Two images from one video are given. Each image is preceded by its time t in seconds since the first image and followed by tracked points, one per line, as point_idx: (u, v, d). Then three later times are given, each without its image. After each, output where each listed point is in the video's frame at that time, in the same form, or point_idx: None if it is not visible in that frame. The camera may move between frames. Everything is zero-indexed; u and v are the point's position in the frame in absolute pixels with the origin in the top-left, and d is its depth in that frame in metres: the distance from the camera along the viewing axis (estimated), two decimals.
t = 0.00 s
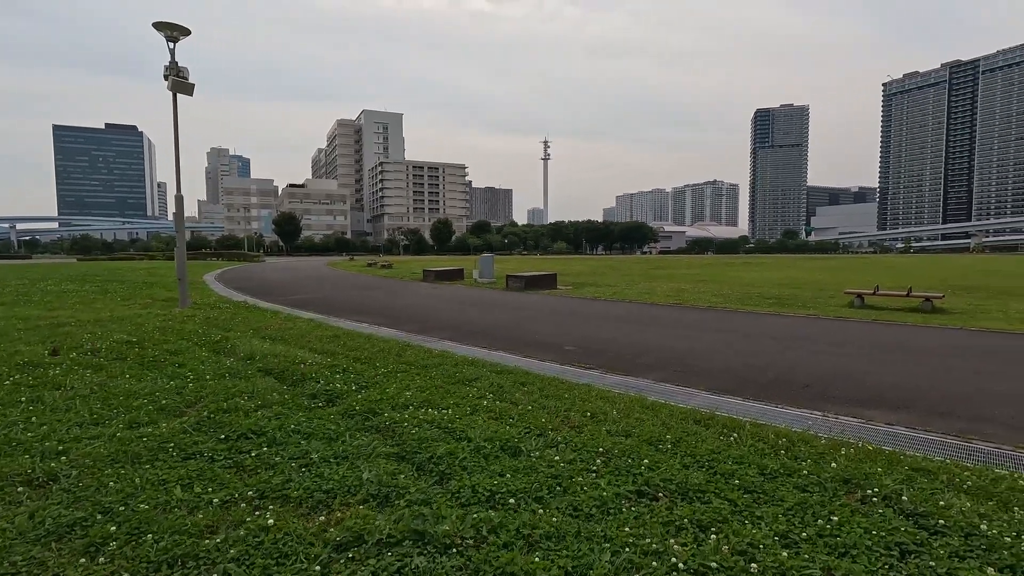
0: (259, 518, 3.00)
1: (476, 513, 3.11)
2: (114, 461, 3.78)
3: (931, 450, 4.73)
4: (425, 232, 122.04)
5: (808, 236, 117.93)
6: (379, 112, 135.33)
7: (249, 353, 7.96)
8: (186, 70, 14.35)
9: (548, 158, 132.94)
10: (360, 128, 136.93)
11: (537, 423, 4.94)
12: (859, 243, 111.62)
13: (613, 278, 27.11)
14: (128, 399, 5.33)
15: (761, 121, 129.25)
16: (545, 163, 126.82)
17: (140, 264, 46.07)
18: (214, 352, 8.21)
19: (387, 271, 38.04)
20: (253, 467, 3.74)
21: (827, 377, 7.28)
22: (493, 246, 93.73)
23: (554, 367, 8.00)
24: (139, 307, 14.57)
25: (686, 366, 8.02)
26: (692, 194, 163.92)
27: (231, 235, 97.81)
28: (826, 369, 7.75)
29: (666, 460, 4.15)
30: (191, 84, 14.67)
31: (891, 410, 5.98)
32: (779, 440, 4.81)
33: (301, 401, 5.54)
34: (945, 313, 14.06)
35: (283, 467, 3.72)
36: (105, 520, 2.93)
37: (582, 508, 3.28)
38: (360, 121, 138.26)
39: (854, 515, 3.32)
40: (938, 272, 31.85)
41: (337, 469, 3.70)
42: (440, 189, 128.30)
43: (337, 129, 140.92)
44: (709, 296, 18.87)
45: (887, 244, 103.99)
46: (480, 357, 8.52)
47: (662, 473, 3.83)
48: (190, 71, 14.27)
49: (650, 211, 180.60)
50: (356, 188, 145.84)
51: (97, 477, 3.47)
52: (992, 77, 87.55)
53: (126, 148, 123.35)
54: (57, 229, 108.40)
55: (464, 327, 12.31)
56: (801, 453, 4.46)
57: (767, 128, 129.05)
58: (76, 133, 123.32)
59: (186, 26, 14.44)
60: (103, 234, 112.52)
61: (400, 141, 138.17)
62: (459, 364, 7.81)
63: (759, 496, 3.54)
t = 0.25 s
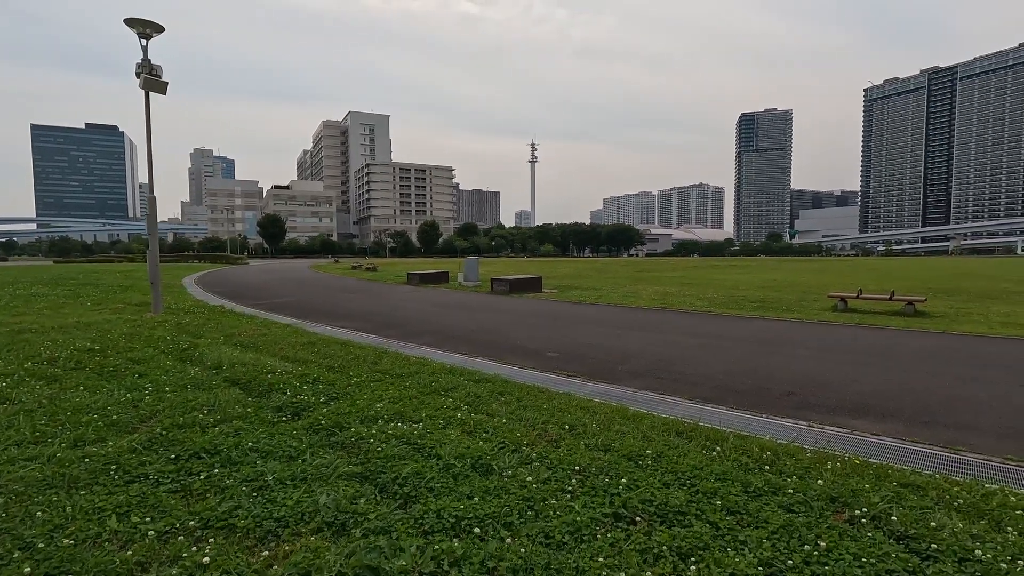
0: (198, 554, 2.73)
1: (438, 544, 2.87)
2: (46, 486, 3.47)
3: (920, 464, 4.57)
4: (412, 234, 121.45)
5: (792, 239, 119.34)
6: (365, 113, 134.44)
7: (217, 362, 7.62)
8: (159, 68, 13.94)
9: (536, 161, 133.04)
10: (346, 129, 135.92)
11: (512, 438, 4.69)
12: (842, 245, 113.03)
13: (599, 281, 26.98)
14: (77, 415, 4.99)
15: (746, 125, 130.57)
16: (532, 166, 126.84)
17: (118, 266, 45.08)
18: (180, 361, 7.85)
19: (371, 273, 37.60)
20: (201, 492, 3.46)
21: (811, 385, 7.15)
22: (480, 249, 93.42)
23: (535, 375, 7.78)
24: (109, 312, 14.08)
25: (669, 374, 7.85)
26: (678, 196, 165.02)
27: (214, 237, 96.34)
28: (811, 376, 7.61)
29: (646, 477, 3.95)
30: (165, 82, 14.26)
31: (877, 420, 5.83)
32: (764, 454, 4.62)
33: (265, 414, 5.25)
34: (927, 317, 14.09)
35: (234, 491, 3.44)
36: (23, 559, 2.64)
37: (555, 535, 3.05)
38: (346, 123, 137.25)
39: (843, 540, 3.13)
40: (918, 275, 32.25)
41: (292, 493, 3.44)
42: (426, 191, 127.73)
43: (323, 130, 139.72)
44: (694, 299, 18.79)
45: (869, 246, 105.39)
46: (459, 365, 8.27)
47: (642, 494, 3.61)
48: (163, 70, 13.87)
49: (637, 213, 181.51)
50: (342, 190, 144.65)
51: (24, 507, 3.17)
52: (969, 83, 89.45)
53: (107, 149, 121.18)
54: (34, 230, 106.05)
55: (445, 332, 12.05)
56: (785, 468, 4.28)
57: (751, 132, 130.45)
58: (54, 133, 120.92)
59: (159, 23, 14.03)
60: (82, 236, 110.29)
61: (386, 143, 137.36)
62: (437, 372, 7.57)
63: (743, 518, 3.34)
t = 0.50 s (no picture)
0: None
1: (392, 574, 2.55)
2: None
3: (918, 475, 4.31)
4: (403, 238, 120.89)
5: (782, 244, 120.11)
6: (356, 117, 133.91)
7: (184, 367, 7.25)
8: (136, 65, 13.55)
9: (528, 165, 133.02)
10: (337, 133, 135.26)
11: (488, 450, 4.38)
12: (831, 249, 113.77)
13: (589, 285, 26.73)
14: (19, 426, 4.62)
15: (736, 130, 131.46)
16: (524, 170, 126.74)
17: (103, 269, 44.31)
18: (146, 367, 7.46)
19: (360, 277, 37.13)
20: (136, 514, 3.13)
21: (803, 390, 6.89)
22: (471, 253, 93.05)
23: (518, 381, 7.49)
24: (82, 316, 13.62)
25: (657, 379, 7.57)
26: (670, 201, 165.62)
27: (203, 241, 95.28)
28: (803, 381, 7.36)
29: (629, 491, 3.65)
30: (142, 80, 13.87)
31: (873, 427, 5.57)
32: (756, 465, 4.35)
33: (226, 424, 4.90)
34: (918, 320, 13.93)
35: (173, 513, 3.11)
36: None
37: (525, 560, 2.76)
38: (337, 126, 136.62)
39: (841, 563, 2.85)
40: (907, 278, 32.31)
41: (238, 515, 3.11)
42: (418, 194, 127.26)
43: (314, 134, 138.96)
44: (685, 303, 18.57)
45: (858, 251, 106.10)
46: (440, 370, 7.96)
47: (624, 512, 3.32)
48: (140, 67, 13.49)
49: (628, 218, 181.96)
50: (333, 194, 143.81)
51: None
52: (955, 90, 90.58)
53: (94, 151, 119.74)
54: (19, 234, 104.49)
55: (429, 337, 11.72)
56: (779, 481, 4.00)
57: (741, 137, 131.32)
58: (41, 135, 119.44)
59: (136, 19, 13.65)
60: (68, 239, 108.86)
61: (378, 147, 136.85)
62: (416, 377, 7.25)
63: (734, 538, 3.07)
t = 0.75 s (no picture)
0: None
1: None
2: None
3: (926, 488, 4.03)
4: (399, 238, 120.52)
5: (778, 244, 120.22)
6: (353, 118, 133.59)
7: (156, 371, 6.92)
8: (117, 60, 13.23)
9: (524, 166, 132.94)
10: (333, 133, 134.88)
11: (467, 462, 4.09)
12: (827, 250, 113.85)
13: (584, 285, 26.47)
14: None
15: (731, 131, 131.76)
16: (520, 171, 126.61)
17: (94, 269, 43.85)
18: (116, 371, 7.13)
19: (353, 277, 36.80)
20: (68, 539, 2.83)
21: (801, 395, 6.62)
22: (468, 253, 92.90)
23: (506, 385, 7.21)
24: (62, 317, 13.25)
25: (650, 383, 7.29)
26: (665, 202, 165.77)
27: (197, 241, 94.65)
28: (800, 384, 7.11)
29: (617, 509, 3.37)
30: (124, 75, 13.54)
31: (876, 435, 5.30)
32: (753, 478, 4.07)
33: (189, 434, 4.59)
34: (917, 321, 13.72)
35: (108, 539, 2.80)
36: None
37: None
38: (333, 126, 136.27)
39: None
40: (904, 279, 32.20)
41: (182, 540, 2.81)
42: (414, 195, 126.94)
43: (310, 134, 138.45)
44: (681, 303, 18.33)
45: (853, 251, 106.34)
46: (425, 374, 7.68)
47: (610, 535, 3.03)
48: (122, 62, 13.15)
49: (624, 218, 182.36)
50: (329, 194, 143.36)
51: None
52: (949, 91, 90.87)
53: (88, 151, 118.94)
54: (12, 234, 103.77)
55: (417, 338, 11.42)
56: (778, 496, 3.72)
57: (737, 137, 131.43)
58: (33, 135, 118.54)
59: (117, 13, 13.32)
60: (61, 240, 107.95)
61: (374, 147, 136.49)
62: (400, 382, 6.96)
63: (729, 564, 2.80)
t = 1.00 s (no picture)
0: None
1: None
2: None
3: (937, 505, 3.81)
4: (398, 237, 120.24)
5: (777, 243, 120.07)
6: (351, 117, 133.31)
7: (134, 377, 6.67)
8: (104, 57, 12.97)
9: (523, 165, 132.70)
10: (332, 132, 134.57)
11: (450, 479, 3.85)
12: (827, 249, 113.69)
13: (582, 285, 26.22)
14: None
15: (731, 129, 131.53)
16: (519, 170, 126.41)
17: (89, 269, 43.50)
18: (93, 378, 6.87)
19: (350, 277, 36.54)
20: (7, 572, 2.59)
21: (804, 402, 6.38)
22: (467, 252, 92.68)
23: (497, 391, 6.97)
24: (49, 319, 12.99)
25: (647, 389, 7.05)
26: (665, 200, 165.49)
27: (195, 240, 94.31)
28: (801, 390, 6.88)
29: (607, 533, 3.14)
30: (112, 72, 13.25)
31: (882, 446, 5.06)
32: (753, 495, 3.83)
33: (158, 447, 4.34)
34: (919, 322, 13.51)
35: (49, 572, 2.57)
36: None
37: None
38: (332, 125, 135.96)
39: None
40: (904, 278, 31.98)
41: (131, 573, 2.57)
42: (413, 194, 126.70)
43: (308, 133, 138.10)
44: (679, 304, 18.11)
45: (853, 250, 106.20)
46: (414, 380, 7.44)
47: (599, 564, 2.80)
48: (109, 58, 12.87)
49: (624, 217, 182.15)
50: (328, 193, 143.05)
51: None
52: (947, 89, 90.70)
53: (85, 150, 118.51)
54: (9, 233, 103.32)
55: (410, 341, 11.18)
56: (780, 517, 3.49)
57: (737, 136, 131.11)
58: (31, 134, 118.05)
59: (104, 8, 13.05)
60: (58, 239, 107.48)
61: (373, 146, 136.20)
62: (387, 389, 6.72)
63: None
